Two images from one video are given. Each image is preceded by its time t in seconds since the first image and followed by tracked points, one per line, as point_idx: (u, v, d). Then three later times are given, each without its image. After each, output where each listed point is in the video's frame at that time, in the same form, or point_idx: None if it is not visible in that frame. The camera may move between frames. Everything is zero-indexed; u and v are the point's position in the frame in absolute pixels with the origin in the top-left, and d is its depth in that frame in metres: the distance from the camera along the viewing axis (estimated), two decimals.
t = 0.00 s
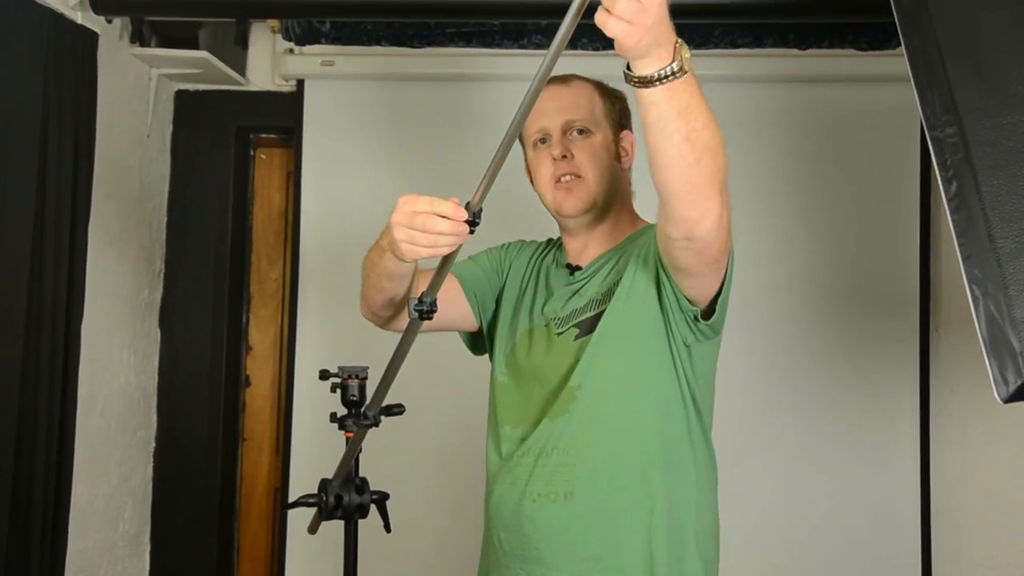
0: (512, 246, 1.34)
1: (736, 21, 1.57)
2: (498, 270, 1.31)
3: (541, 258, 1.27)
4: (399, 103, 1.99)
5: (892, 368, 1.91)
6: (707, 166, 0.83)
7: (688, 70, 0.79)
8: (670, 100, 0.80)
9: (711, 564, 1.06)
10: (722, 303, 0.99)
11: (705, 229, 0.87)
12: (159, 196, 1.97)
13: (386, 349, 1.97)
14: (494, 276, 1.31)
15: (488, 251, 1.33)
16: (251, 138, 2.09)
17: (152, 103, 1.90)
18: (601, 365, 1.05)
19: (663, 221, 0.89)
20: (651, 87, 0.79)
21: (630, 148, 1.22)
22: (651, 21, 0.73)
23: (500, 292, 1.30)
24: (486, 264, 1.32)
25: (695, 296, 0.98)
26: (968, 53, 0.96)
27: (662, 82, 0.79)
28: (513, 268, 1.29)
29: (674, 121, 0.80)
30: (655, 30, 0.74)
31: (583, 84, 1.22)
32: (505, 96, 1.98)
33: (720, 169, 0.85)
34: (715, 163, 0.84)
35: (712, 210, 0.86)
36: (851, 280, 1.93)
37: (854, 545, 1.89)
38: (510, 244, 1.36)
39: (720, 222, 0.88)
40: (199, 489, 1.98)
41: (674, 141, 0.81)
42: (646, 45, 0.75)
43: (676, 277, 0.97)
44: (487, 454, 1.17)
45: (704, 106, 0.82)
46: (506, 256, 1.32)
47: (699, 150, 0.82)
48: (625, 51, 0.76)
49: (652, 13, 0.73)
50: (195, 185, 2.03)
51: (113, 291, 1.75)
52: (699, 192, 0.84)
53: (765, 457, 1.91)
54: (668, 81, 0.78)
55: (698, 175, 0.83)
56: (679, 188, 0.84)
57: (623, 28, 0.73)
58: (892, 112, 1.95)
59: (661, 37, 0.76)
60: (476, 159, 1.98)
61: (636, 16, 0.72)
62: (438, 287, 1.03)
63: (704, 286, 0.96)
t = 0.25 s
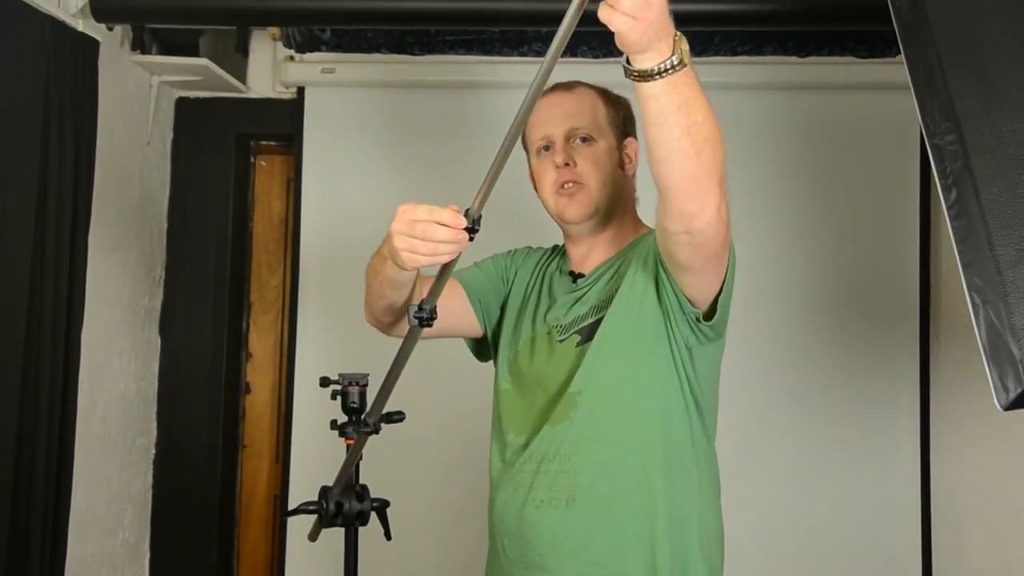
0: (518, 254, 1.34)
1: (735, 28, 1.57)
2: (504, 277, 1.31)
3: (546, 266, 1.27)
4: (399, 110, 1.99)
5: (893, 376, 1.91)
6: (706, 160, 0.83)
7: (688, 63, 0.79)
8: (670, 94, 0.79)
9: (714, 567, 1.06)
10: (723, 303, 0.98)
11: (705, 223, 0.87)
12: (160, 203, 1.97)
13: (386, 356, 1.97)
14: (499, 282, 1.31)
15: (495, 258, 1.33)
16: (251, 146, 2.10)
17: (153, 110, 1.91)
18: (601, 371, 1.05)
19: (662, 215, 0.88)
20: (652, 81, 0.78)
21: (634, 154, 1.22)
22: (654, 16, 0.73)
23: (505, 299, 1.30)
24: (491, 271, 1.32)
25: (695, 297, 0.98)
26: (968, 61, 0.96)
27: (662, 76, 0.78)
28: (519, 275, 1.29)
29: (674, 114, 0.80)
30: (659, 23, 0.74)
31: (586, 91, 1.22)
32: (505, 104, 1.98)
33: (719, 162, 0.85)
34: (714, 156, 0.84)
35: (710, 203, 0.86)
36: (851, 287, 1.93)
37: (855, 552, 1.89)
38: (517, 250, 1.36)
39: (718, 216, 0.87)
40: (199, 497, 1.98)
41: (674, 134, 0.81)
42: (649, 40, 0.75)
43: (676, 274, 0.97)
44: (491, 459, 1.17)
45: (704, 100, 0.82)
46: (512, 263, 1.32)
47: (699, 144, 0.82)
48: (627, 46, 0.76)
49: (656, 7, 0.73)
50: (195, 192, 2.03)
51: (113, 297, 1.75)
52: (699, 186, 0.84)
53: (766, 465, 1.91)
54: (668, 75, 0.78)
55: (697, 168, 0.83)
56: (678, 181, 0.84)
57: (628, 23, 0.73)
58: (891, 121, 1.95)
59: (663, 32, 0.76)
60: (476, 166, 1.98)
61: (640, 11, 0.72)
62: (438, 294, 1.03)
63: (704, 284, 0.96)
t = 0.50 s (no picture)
0: (522, 262, 1.35)
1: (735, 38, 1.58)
2: (508, 286, 1.31)
3: (549, 274, 1.27)
4: (399, 119, 2.00)
5: (893, 384, 1.91)
6: (704, 167, 0.83)
7: (683, 70, 0.79)
8: (667, 101, 0.79)
9: None
10: (723, 310, 0.97)
11: (703, 232, 0.87)
12: (160, 212, 1.98)
13: (386, 365, 1.97)
14: (503, 291, 1.31)
15: (499, 267, 1.33)
16: (251, 155, 2.10)
17: (154, 120, 1.91)
18: (602, 378, 1.05)
19: (660, 223, 0.88)
20: (649, 90, 0.78)
21: (636, 164, 1.22)
22: (655, 28, 0.73)
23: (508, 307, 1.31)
24: (495, 280, 1.32)
25: (695, 306, 0.98)
26: (967, 70, 0.96)
27: (659, 84, 0.78)
28: (522, 284, 1.29)
29: (670, 123, 0.80)
30: (659, 34, 0.74)
31: (588, 102, 1.22)
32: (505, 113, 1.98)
33: (716, 169, 0.85)
34: (711, 163, 0.84)
35: (708, 210, 0.86)
36: (851, 296, 1.93)
37: (855, 562, 1.88)
38: (521, 259, 1.36)
39: (716, 223, 0.87)
40: (198, 506, 1.97)
41: (670, 142, 0.81)
42: (649, 51, 0.75)
43: (676, 283, 0.97)
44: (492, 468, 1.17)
45: (700, 107, 0.82)
46: (516, 271, 1.33)
47: (696, 152, 0.82)
48: (627, 56, 0.76)
49: (657, 20, 0.73)
50: (196, 201, 2.03)
51: (113, 306, 1.75)
52: (696, 194, 0.84)
53: (767, 474, 1.90)
54: (665, 83, 0.78)
55: (695, 176, 0.83)
56: (675, 189, 0.84)
57: (631, 36, 0.72)
58: (891, 129, 1.95)
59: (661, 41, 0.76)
60: (476, 175, 1.99)
61: (642, 24, 0.72)
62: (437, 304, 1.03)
63: (704, 292, 0.96)
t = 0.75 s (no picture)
0: (523, 270, 1.35)
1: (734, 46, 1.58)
2: (509, 293, 1.32)
3: (550, 282, 1.27)
4: (399, 127, 2.00)
5: (893, 392, 1.91)
6: (707, 179, 0.83)
7: (687, 83, 0.79)
8: (670, 114, 0.79)
9: None
10: (726, 321, 0.97)
11: (703, 240, 0.87)
12: (160, 219, 1.98)
13: (386, 373, 1.97)
14: (504, 299, 1.31)
15: (500, 275, 1.34)
16: (251, 162, 2.10)
17: (154, 128, 1.91)
18: (604, 386, 1.05)
19: (662, 233, 0.88)
20: (651, 100, 0.79)
21: (637, 173, 1.22)
22: (657, 40, 0.73)
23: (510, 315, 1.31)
24: (496, 288, 1.32)
25: (698, 317, 0.98)
26: (967, 79, 0.96)
27: (662, 96, 0.78)
28: (523, 291, 1.29)
29: (673, 133, 0.80)
30: (662, 44, 0.74)
31: (589, 110, 1.22)
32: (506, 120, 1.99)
33: (719, 181, 0.85)
34: (714, 173, 0.84)
35: (709, 220, 0.86)
36: (851, 304, 1.93)
37: (856, 569, 1.88)
38: (522, 266, 1.36)
39: (719, 235, 0.87)
40: (197, 514, 1.97)
41: (673, 153, 0.81)
42: (650, 62, 0.75)
43: (679, 295, 0.96)
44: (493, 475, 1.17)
45: (704, 119, 0.82)
46: (517, 279, 1.33)
47: (698, 163, 0.82)
48: (629, 68, 0.76)
49: (659, 30, 0.73)
50: (196, 209, 2.03)
51: (113, 314, 1.75)
52: (697, 204, 0.84)
53: (767, 482, 1.90)
54: (668, 95, 0.78)
55: (698, 188, 0.83)
56: (678, 200, 0.84)
57: (632, 44, 0.73)
58: (890, 137, 1.96)
59: (664, 54, 0.76)
60: (477, 183, 1.99)
61: (644, 34, 0.72)
62: (437, 312, 1.03)
63: (706, 303, 0.95)
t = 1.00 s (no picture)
0: (520, 283, 1.35)
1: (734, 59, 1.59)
2: (507, 306, 1.32)
3: (549, 295, 1.28)
4: (399, 139, 2.01)
5: (894, 403, 1.90)
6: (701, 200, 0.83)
7: (671, 104, 0.78)
8: (659, 137, 0.79)
9: None
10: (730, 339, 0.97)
11: (707, 263, 0.86)
12: (161, 230, 1.98)
13: (385, 384, 1.96)
14: (503, 311, 1.31)
15: (497, 289, 1.34)
16: (252, 174, 2.11)
17: (155, 140, 1.92)
18: (608, 399, 1.05)
19: (664, 259, 0.88)
20: (637, 125, 0.78)
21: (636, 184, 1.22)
22: (631, 64, 0.71)
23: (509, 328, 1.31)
24: (493, 301, 1.32)
25: (703, 334, 0.97)
26: (965, 92, 0.96)
27: (648, 119, 0.78)
28: (522, 304, 1.29)
29: (663, 158, 0.80)
30: (638, 68, 0.73)
31: (587, 123, 1.23)
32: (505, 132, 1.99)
33: (713, 201, 0.84)
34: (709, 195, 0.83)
35: (710, 243, 0.85)
36: (851, 315, 1.93)
37: None
38: (520, 280, 1.36)
39: (720, 256, 0.87)
40: (196, 526, 1.96)
41: (665, 178, 0.80)
42: (626, 85, 0.74)
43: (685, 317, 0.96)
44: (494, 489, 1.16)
45: (692, 140, 0.82)
46: (516, 292, 1.33)
47: (692, 186, 0.82)
48: (607, 91, 0.74)
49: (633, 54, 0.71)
50: (196, 220, 2.04)
51: (112, 325, 1.75)
52: (695, 228, 0.84)
53: (768, 494, 1.90)
54: (653, 118, 0.78)
55: (692, 210, 0.83)
56: (674, 223, 0.83)
57: (605, 70, 0.71)
58: (889, 149, 1.96)
59: (643, 75, 0.75)
60: (477, 194, 1.99)
61: (618, 58, 0.71)
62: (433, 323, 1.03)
63: (711, 323, 0.95)
